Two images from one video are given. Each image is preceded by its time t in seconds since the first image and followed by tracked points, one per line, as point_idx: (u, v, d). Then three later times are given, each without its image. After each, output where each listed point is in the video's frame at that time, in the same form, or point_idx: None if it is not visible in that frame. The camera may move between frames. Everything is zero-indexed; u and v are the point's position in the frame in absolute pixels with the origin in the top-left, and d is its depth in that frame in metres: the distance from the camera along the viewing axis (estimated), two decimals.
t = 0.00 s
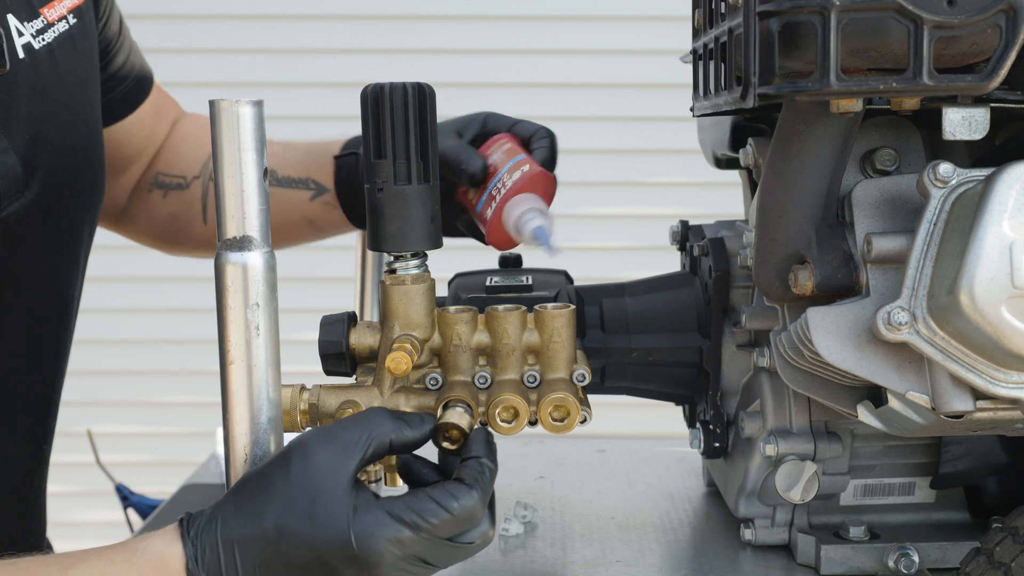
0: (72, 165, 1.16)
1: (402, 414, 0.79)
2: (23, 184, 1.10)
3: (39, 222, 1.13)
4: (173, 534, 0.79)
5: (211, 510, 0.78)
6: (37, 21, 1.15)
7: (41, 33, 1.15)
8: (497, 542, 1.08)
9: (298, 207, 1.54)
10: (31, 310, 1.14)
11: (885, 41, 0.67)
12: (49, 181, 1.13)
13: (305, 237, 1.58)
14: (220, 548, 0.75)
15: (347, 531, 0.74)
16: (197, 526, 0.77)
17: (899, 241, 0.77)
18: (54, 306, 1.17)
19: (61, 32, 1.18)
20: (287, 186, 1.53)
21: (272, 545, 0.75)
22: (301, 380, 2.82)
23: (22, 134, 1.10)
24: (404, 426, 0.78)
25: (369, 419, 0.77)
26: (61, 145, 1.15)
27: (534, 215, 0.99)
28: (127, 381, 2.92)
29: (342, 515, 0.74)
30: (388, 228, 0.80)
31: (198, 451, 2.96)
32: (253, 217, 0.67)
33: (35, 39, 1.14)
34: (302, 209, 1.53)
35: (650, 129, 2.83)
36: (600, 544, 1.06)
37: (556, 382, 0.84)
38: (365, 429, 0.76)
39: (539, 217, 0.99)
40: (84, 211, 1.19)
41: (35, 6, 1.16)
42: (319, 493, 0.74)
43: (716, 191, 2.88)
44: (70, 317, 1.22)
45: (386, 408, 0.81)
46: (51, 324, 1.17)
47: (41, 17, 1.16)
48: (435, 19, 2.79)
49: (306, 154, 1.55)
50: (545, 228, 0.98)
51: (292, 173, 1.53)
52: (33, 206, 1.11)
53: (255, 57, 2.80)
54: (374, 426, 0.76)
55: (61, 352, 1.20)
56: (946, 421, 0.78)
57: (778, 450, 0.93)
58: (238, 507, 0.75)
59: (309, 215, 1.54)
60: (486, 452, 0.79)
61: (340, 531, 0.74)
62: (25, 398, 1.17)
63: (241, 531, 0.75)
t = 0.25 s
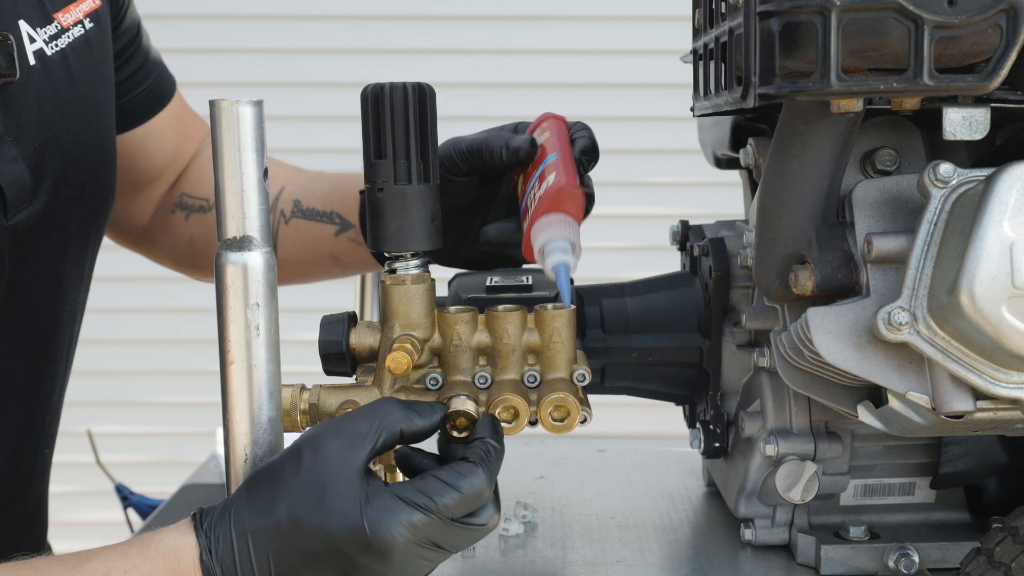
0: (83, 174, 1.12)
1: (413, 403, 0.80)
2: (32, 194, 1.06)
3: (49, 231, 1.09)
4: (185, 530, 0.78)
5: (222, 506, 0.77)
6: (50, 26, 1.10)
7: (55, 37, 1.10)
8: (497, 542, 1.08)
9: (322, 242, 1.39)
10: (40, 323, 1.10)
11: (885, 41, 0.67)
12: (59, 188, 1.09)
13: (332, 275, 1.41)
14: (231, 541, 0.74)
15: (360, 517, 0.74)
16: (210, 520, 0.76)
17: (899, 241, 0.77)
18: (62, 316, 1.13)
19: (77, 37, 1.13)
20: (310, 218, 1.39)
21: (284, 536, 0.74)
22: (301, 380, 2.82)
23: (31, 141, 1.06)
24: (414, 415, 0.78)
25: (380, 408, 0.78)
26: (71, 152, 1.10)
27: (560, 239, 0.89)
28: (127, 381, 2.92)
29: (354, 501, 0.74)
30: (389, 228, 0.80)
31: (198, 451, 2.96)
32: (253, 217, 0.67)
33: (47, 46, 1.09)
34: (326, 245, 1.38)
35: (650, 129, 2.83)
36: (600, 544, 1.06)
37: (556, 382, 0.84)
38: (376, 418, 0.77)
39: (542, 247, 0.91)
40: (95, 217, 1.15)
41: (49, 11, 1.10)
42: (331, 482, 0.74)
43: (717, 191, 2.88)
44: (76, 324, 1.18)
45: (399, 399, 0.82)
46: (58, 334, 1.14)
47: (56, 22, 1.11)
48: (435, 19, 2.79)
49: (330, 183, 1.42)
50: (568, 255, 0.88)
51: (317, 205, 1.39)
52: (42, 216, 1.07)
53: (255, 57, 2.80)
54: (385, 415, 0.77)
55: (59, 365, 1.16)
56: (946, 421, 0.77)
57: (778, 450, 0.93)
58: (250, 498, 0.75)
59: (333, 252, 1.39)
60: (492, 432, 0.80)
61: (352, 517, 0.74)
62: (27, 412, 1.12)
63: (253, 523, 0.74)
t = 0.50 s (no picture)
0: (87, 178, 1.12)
1: (413, 414, 0.79)
2: (36, 202, 1.06)
3: (55, 238, 1.09)
4: (185, 538, 0.77)
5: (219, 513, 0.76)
6: (57, 30, 1.09)
7: (62, 42, 1.09)
8: (497, 542, 1.08)
9: (335, 244, 1.39)
10: (48, 329, 1.10)
11: (886, 41, 0.67)
12: (63, 195, 1.09)
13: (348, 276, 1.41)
14: (231, 552, 0.74)
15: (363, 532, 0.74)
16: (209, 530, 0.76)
17: (900, 241, 0.77)
18: (67, 320, 1.13)
19: (84, 42, 1.13)
20: (322, 219, 1.39)
21: (286, 548, 0.74)
22: (301, 380, 2.83)
23: (35, 147, 1.05)
24: (416, 428, 0.78)
25: (379, 418, 0.77)
26: (77, 158, 1.10)
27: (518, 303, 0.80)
28: (127, 381, 2.92)
29: (356, 515, 0.74)
30: (388, 228, 0.80)
31: (198, 451, 2.96)
32: (253, 217, 0.67)
33: (53, 51, 1.08)
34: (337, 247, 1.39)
35: (650, 129, 2.83)
36: (600, 544, 1.06)
37: (556, 382, 0.84)
38: (376, 428, 0.76)
39: (505, 309, 0.82)
40: (98, 222, 1.15)
41: (57, 16, 1.10)
42: (333, 492, 0.74)
43: (717, 191, 2.89)
44: (80, 329, 1.18)
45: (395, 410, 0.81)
46: (62, 339, 1.14)
47: (63, 27, 1.10)
48: (435, 19, 2.80)
49: (343, 183, 1.41)
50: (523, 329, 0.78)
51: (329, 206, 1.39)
52: (46, 223, 1.07)
53: (255, 57, 2.81)
54: (385, 426, 0.76)
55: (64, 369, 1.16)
56: (945, 421, 0.77)
57: (778, 450, 0.93)
58: (250, 508, 0.74)
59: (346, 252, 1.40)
60: (492, 438, 0.80)
61: (355, 532, 0.74)
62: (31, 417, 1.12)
63: (254, 535, 0.74)
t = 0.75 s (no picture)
0: (89, 180, 1.12)
1: (408, 402, 0.80)
2: (39, 203, 1.06)
3: (58, 240, 1.09)
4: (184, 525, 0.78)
5: (220, 500, 0.77)
6: (61, 32, 1.09)
7: (66, 44, 1.09)
8: (497, 542, 1.08)
9: (341, 245, 1.37)
10: (50, 330, 1.10)
11: (885, 41, 0.67)
12: (65, 197, 1.09)
13: (355, 278, 1.39)
14: (227, 533, 0.75)
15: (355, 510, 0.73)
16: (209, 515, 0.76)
17: (899, 241, 0.77)
18: (69, 322, 1.13)
19: (88, 43, 1.12)
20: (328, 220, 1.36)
21: (279, 528, 0.74)
22: (301, 380, 2.83)
23: (37, 149, 1.06)
24: (408, 412, 0.78)
25: (376, 405, 0.78)
26: (79, 160, 1.10)
27: (496, 286, 0.83)
28: (128, 381, 2.92)
29: (349, 493, 0.74)
30: (388, 228, 0.80)
31: (198, 451, 2.96)
32: (253, 217, 0.67)
33: (57, 53, 1.08)
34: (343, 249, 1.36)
35: (649, 129, 2.84)
36: (600, 544, 1.06)
37: (556, 382, 0.84)
38: (373, 414, 0.77)
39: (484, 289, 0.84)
40: (99, 223, 1.15)
41: (61, 18, 1.10)
42: (326, 475, 0.74)
43: (717, 191, 2.89)
44: (81, 329, 1.18)
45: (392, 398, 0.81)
46: (64, 341, 1.14)
47: (67, 28, 1.10)
48: (436, 19, 2.80)
49: (350, 182, 1.38)
50: (497, 316, 0.82)
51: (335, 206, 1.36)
52: (49, 225, 1.07)
53: (255, 57, 2.81)
54: (380, 411, 0.77)
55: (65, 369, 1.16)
56: (946, 421, 0.77)
57: (778, 450, 0.93)
58: (246, 491, 0.75)
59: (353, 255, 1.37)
60: (488, 436, 0.80)
61: (347, 510, 0.73)
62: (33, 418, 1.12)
63: (249, 515, 0.74)
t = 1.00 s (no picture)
0: (89, 180, 1.12)
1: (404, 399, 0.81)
2: (39, 203, 1.06)
3: (58, 239, 1.09)
4: (181, 514, 0.78)
5: (215, 491, 0.77)
6: (63, 32, 1.09)
7: (67, 44, 1.09)
8: (497, 542, 1.08)
9: (344, 255, 1.33)
10: (51, 330, 1.10)
11: (886, 41, 0.67)
12: (65, 197, 1.09)
13: (359, 287, 1.35)
14: (222, 522, 0.75)
15: (347, 495, 0.73)
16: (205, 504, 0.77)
17: (899, 241, 0.77)
18: (70, 322, 1.13)
19: (89, 43, 1.12)
20: (330, 230, 1.32)
21: (272, 514, 0.74)
22: (301, 380, 2.83)
23: (37, 149, 1.06)
24: (404, 408, 0.79)
25: (371, 399, 0.79)
26: (79, 160, 1.10)
27: (491, 289, 0.83)
28: (128, 381, 2.92)
29: (342, 479, 0.74)
30: (388, 228, 0.80)
31: (198, 451, 2.96)
32: (253, 217, 0.67)
33: (58, 52, 1.08)
34: (346, 259, 1.33)
35: (649, 129, 2.84)
36: (600, 544, 1.06)
37: (557, 382, 0.84)
38: (369, 406, 0.78)
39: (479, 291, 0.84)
40: (100, 223, 1.15)
41: (62, 18, 1.10)
42: (318, 461, 0.74)
43: (717, 191, 2.89)
44: (81, 328, 1.18)
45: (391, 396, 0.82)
46: (64, 341, 1.14)
47: (68, 28, 1.10)
48: (436, 19, 2.80)
49: (353, 190, 1.33)
50: (491, 321, 0.83)
51: (334, 216, 1.32)
52: (49, 226, 1.07)
53: (255, 57, 2.81)
54: (376, 405, 0.78)
55: (65, 370, 1.16)
56: (946, 421, 0.77)
57: (778, 450, 0.94)
58: (240, 479, 0.75)
59: (355, 265, 1.33)
60: (485, 420, 0.80)
61: (340, 496, 0.73)
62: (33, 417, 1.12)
63: (244, 503, 0.74)
